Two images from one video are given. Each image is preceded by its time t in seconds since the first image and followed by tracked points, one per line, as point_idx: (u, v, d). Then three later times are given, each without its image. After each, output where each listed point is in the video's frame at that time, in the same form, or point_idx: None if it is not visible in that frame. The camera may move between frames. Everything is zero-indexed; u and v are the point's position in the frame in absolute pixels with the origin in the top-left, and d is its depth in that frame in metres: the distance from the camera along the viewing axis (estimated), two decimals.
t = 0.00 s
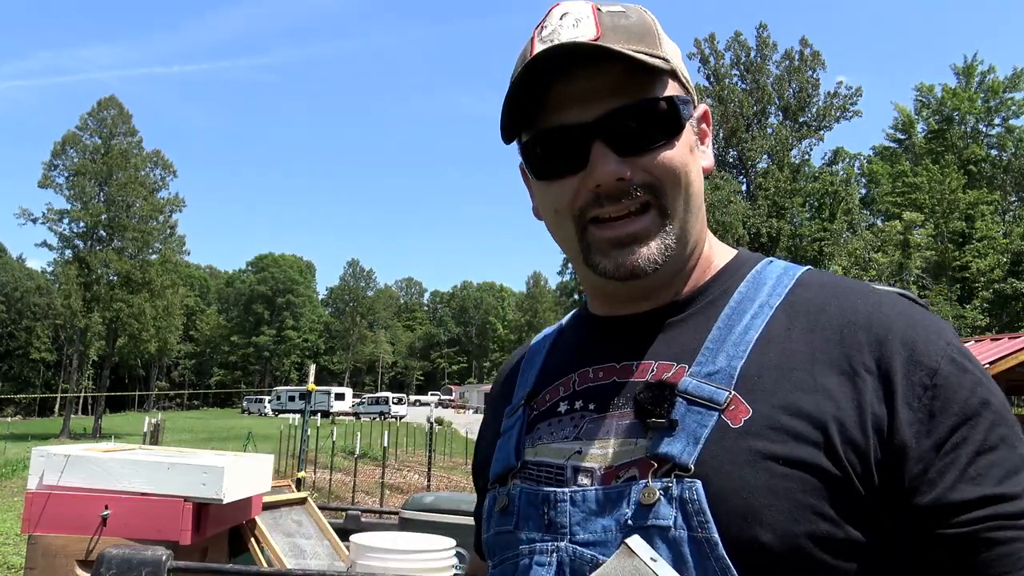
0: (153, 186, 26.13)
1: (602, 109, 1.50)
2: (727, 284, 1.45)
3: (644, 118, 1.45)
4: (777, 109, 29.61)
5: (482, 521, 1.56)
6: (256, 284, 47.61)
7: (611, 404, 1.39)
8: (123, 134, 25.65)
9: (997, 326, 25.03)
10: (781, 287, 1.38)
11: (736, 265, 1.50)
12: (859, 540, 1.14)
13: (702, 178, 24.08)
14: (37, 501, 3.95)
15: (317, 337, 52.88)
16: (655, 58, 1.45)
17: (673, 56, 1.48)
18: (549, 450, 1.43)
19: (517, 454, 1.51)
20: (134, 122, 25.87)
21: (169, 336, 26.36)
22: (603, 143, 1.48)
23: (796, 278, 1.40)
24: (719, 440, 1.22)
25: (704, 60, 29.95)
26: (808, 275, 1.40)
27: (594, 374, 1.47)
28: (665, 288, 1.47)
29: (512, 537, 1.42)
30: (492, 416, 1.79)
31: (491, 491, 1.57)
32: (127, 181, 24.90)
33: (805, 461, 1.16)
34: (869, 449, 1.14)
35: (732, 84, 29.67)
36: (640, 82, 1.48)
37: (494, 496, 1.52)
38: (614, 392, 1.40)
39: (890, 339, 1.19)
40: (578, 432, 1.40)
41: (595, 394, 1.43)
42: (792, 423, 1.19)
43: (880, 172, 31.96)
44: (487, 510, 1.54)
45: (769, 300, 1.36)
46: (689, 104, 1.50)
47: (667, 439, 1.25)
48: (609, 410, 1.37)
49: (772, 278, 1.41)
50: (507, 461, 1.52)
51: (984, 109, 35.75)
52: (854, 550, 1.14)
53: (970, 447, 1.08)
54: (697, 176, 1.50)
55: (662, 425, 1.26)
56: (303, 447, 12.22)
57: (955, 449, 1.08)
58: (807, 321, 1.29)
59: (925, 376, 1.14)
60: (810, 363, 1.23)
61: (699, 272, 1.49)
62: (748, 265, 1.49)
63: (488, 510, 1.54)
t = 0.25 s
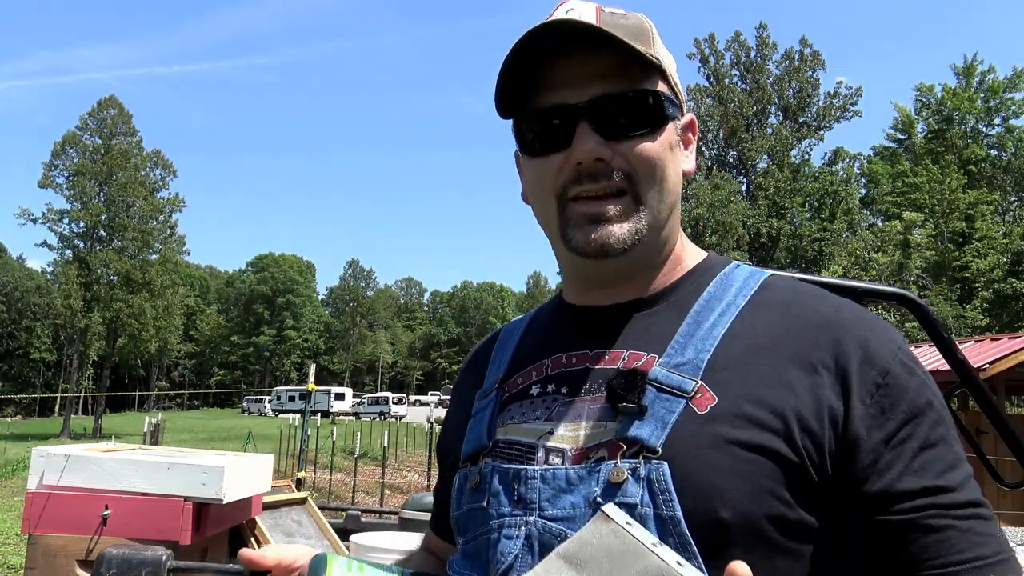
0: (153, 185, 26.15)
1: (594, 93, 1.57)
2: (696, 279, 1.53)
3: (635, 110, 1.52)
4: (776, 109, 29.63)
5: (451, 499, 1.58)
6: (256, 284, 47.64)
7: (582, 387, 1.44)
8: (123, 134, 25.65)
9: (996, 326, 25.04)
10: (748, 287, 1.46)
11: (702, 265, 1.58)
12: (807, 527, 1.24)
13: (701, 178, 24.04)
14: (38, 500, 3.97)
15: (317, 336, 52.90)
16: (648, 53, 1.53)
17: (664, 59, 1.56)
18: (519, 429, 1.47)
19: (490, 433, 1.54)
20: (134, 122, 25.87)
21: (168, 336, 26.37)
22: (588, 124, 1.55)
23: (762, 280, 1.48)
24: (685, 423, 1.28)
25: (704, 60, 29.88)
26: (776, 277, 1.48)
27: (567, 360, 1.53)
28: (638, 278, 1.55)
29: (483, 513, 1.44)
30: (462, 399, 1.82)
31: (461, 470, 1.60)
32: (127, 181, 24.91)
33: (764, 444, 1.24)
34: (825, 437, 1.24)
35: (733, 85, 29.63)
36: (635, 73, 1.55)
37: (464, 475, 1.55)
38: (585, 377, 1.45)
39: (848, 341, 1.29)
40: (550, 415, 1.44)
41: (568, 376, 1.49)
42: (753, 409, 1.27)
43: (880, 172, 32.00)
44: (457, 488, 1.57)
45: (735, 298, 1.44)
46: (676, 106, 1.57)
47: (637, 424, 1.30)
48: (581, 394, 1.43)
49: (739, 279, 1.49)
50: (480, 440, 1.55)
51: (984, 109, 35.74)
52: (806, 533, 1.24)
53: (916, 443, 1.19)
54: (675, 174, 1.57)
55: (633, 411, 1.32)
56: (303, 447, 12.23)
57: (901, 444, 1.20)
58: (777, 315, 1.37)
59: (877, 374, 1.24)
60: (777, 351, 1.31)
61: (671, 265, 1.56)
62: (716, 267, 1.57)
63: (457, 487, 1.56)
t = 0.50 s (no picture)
0: (153, 186, 26.14)
1: (595, 114, 1.64)
2: (668, 289, 1.64)
3: (638, 137, 1.60)
4: (777, 109, 29.61)
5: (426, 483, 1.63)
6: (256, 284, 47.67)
7: (557, 379, 1.53)
8: (123, 134, 25.65)
9: (997, 326, 25.00)
10: (714, 297, 1.58)
11: (673, 277, 1.69)
12: (761, 513, 1.37)
13: (702, 178, 24.02)
14: (37, 500, 3.98)
15: (317, 336, 52.90)
16: (660, 93, 1.61)
17: (675, 96, 1.64)
18: (495, 416, 1.54)
19: (466, 422, 1.59)
20: (134, 122, 25.87)
21: (168, 336, 26.36)
22: (582, 140, 1.63)
23: (727, 292, 1.61)
24: (652, 412, 1.39)
25: (705, 60, 29.85)
26: (741, 291, 1.61)
27: (542, 354, 1.61)
28: (616, 282, 1.66)
29: (456, 496, 1.50)
30: (440, 391, 1.84)
31: (435, 457, 1.65)
32: (127, 181, 24.90)
33: (725, 434, 1.36)
34: (780, 432, 1.37)
35: (733, 85, 29.60)
36: (642, 106, 1.61)
37: (440, 460, 1.60)
38: (562, 369, 1.54)
39: (808, 347, 1.42)
40: (525, 404, 1.51)
41: (542, 370, 1.57)
42: (716, 402, 1.38)
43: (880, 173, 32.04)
44: (433, 473, 1.61)
45: (703, 305, 1.55)
46: (678, 146, 1.65)
47: (606, 412, 1.40)
48: (555, 385, 1.52)
49: (705, 289, 1.62)
50: (456, 429, 1.60)
51: (985, 109, 35.68)
52: (760, 519, 1.37)
53: (858, 441, 1.33)
54: (663, 200, 1.67)
55: (602, 400, 1.42)
56: (303, 447, 12.25)
57: (848, 442, 1.34)
58: (747, 322, 1.49)
59: (829, 378, 1.39)
60: (743, 353, 1.44)
61: (646, 273, 1.67)
62: (685, 279, 1.68)
63: (433, 473, 1.61)
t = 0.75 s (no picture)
0: (153, 185, 26.16)
1: (586, 125, 1.65)
2: (655, 296, 1.65)
3: (627, 149, 1.61)
4: (777, 109, 29.61)
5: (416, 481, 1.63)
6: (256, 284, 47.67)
7: (545, 380, 1.53)
8: (123, 134, 25.66)
9: (997, 326, 25.00)
10: (697, 304, 1.58)
11: (658, 285, 1.70)
12: (738, 511, 1.37)
13: (702, 178, 24.00)
14: (37, 501, 3.98)
15: (317, 336, 52.89)
16: (647, 106, 1.62)
17: (662, 107, 1.65)
18: (484, 416, 1.54)
19: (455, 421, 1.60)
20: (134, 122, 25.88)
21: (168, 336, 26.37)
22: (572, 152, 1.64)
23: (711, 299, 1.61)
24: (635, 413, 1.40)
25: (705, 60, 29.81)
26: (723, 299, 1.62)
27: (531, 356, 1.62)
28: (607, 286, 1.66)
29: (445, 493, 1.51)
30: (430, 392, 1.85)
31: (425, 456, 1.65)
32: (127, 181, 24.90)
33: (705, 435, 1.37)
34: (759, 433, 1.37)
35: (733, 84, 29.57)
36: (629, 117, 1.63)
37: (430, 459, 1.60)
38: (549, 370, 1.55)
39: (784, 353, 1.43)
40: (512, 404, 1.52)
41: (531, 371, 1.58)
42: (699, 404, 1.39)
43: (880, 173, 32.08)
44: (422, 470, 1.61)
45: (687, 311, 1.56)
46: (662, 158, 1.67)
47: (592, 412, 1.41)
48: (544, 386, 1.52)
49: (691, 296, 1.62)
50: (446, 428, 1.61)
51: (985, 109, 35.68)
52: (737, 517, 1.37)
53: (832, 442, 1.34)
54: (649, 209, 1.68)
55: (588, 400, 1.42)
56: (303, 446, 12.25)
57: (822, 443, 1.34)
58: (727, 327, 1.50)
59: (805, 383, 1.40)
60: (725, 357, 1.44)
61: (634, 279, 1.68)
62: (670, 288, 1.70)
63: (423, 471, 1.60)
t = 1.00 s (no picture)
0: (152, 185, 26.16)
1: (537, 136, 1.67)
2: (647, 302, 1.64)
3: (576, 158, 1.61)
4: (777, 109, 29.65)
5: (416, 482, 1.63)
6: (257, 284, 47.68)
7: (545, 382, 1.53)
8: (123, 134, 25.66)
9: (997, 326, 24.98)
10: (694, 312, 1.58)
11: (651, 292, 1.69)
12: (734, 513, 1.37)
13: (702, 178, 23.98)
14: (37, 501, 3.98)
15: (317, 336, 52.89)
16: (594, 109, 1.62)
17: (614, 109, 1.63)
18: (485, 417, 1.54)
19: (456, 422, 1.59)
20: (134, 122, 25.89)
21: (168, 336, 26.37)
22: (525, 164, 1.65)
23: (706, 308, 1.60)
24: (632, 414, 1.39)
25: (705, 60, 29.79)
26: (719, 306, 1.61)
27: (530, 359, 1.62)
28: (595, 290, 1.67)
29: (444, 493, 1.50)
30: (429, 390, 1.84)
31: (427, 456, 1.64)
32: (127, 181, 24.88)
33: (701, 437, 1.36)
34: (754, 436, 1.37)
35: (733, 84, 29.54)
36: (574, 124, 1.63)
37: (431, 458, 1.59)
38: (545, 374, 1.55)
39: (778, 359, 1.43)
40: (512, 406, 1.53)
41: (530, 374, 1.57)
42: (695, 407, 1.39)
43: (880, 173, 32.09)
44: (423, 471, 1.61)
45: (684, 318, 1.55)
46: (627, 159, 1.64)
47: (591, 412, 1.40)
48: (544, 389, 1.52)
49: (687, 305, 1.62)
50: (447, 428, 1.60)
51: (985, 109, 35.65)
52: (734, 517, 1.37)
53: (825, 449, 1.35)
54: (625, 212, 1.66)
55: (588, 402, 1.42)
56: (303, 446, 12.25)
57: (815, 447, 1.35)
58: (723, 332, 1.50)
59: (799, 389, 1.40)
60: (719, 362, 1.44)
61: (621, 285, 1.68)
62: (667, 294, 1.69)
63: (423, 471, 1.60)
